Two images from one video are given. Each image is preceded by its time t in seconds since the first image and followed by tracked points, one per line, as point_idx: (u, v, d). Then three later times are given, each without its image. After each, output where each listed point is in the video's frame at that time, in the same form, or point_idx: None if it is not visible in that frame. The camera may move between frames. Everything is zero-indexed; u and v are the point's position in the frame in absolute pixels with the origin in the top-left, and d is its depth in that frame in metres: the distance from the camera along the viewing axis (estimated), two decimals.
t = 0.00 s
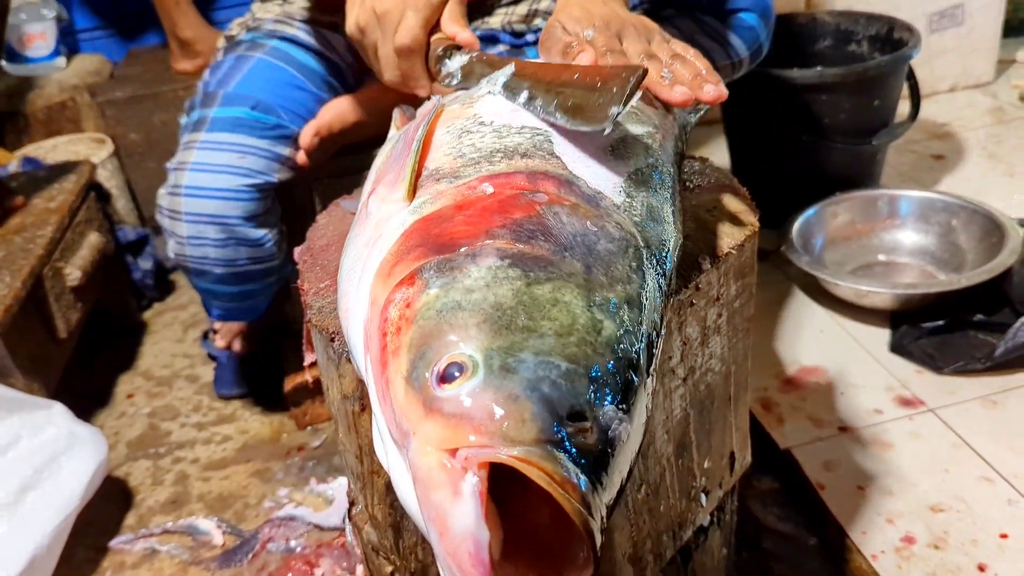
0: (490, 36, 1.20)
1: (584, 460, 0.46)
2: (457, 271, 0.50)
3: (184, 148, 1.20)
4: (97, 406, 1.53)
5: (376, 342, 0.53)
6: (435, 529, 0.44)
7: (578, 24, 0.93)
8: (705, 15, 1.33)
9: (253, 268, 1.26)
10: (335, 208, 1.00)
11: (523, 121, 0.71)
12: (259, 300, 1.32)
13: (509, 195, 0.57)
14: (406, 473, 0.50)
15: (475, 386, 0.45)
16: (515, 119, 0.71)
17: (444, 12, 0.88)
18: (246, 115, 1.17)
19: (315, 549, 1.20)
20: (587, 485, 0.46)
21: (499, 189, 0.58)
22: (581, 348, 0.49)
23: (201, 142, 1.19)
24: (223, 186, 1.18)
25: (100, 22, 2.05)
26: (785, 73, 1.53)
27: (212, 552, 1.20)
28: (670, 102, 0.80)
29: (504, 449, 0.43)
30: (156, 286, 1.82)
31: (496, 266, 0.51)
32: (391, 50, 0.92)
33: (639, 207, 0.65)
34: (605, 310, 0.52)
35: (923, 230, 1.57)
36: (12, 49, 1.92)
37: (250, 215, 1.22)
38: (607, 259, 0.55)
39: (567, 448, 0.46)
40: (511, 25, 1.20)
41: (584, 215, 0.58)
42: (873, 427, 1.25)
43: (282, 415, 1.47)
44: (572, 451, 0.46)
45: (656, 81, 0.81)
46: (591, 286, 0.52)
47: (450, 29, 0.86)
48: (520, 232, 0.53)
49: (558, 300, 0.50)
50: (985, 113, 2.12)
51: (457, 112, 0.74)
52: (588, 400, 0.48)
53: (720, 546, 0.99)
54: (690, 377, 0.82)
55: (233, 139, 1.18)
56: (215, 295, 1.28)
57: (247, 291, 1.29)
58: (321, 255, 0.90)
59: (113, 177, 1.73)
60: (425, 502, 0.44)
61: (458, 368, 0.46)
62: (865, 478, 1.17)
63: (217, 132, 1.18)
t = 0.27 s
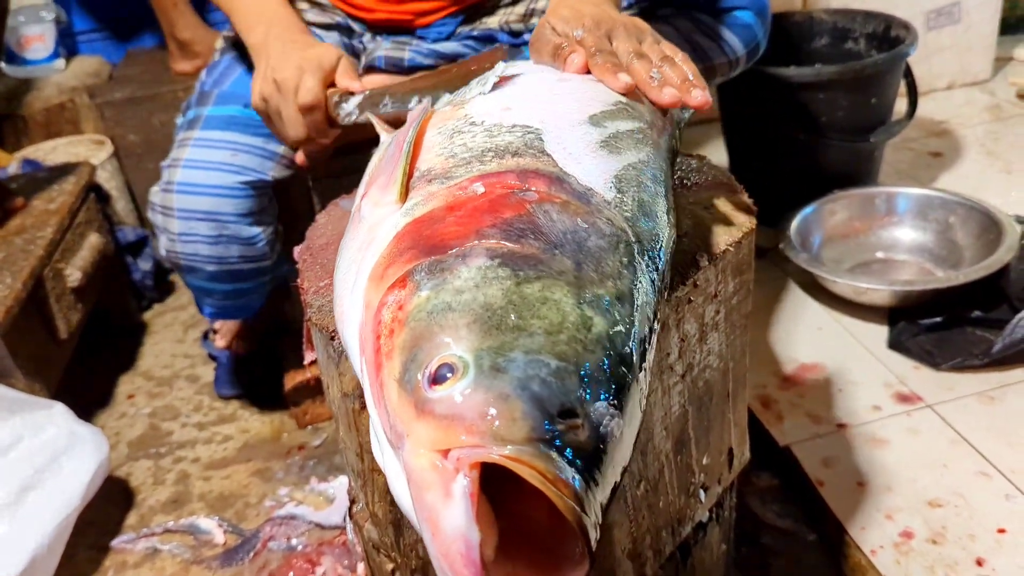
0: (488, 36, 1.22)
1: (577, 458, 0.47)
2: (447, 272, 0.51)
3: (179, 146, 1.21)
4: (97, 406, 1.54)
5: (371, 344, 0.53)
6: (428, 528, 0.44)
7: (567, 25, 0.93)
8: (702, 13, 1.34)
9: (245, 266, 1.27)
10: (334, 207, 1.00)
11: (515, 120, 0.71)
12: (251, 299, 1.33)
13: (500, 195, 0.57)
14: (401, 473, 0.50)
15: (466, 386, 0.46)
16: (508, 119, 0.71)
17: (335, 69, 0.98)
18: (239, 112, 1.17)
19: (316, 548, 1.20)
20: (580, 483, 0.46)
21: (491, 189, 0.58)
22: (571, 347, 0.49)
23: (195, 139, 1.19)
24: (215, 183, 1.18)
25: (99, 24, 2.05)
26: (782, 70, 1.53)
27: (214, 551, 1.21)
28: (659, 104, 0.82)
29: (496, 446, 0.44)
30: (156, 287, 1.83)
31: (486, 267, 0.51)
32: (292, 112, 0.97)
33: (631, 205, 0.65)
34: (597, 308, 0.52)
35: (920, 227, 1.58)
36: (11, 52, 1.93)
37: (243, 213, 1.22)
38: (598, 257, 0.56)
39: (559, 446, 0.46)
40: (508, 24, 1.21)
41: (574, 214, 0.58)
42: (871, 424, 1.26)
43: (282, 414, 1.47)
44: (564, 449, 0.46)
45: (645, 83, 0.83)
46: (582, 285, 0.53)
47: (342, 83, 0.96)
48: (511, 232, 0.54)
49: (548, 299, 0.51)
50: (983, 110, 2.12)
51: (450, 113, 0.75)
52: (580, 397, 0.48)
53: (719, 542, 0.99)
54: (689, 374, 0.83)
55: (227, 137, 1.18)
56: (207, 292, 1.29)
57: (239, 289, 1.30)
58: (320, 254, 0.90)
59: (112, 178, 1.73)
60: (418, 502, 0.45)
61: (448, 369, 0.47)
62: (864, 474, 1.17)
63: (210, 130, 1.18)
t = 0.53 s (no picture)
0: (486, 37, 1.22)
1: (580, 451, 0.47)
2: (453, 266, 0.52)
3: (181, 149, 1.21)
4: (99, 406, 1.54)
5: (375, 337, 0.54)
6: (430, 520, 0.45)
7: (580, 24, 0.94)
8: (700, 11, 1.34)
9: (250, 266, 1.28)
10: (336, 206, 1.01)
11: (520, 118, 0.72)
12: (256, 299, 1.34)
13: (504, 192, 0.58)
14: (405, 465, 0.51)
15: (472, 379, 0.46)
16: (513, 116, 0.72)
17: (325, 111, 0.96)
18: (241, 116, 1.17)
19: (317, 546, 1.21)
20: (583, 476, 0.47)
21: (494, 186, 0.59)
22: (575, 342, 0.50)
23: (199, 143, 1.19)
24: (219, 187, 1.18)
25: (98, 25, 2.06)
26: (780, 69, 1.54)
27: (215, 549, 1.21)
28: (667, 110, 0.82)
29: (500, 440, 0.44)
30: (156, 287, 1.83)
31: (491, 262, 0.52)
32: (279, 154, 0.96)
33: (633, 203, 0.66)
34: (600, 304, 0.53)
35: (918, 224, 1.58)
36: (11, 53, 1.93)
37: (246, 215, 1.21)
38: (601, 253, 0.56)
39: (562, 440, 0.47)
40: (507, 24, 1.21)
41: (578, 210, 0.59)
42: (870, 420, 1.26)
43: (284, 414, 1.48)
44: (567, 443, 0.47)
45: (654, 87, 0.83)
46: (585, 280, 0.53)
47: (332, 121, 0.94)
48: (515, 228, 0.54)
49: (552, 294, 0.51)
50: (980, 108, 2.13)
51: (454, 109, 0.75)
52: (583, 392, 0.49)
53: (718, 538, 1.00)
54: (687, 370, 0.83)
55: (230, 140, 1.17)
56: (213, 292, 1.30)
57: (244, 289, 1.31)
58: (321, 253, 0.91)
59: (113, 179, 1.74)
60: (421, 493, 0.45)
61: (454, 362, 0.47)
62: (862, 470, 1.18)
63: (214, 133, 1.18)
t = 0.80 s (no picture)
0: (485, 36, 1.22)
1: (581, 450, 0.48)
2: (456, 266, 0.52)
3: (182, 145, 1.22)
4: (99, 406, 1.55)
5: (377, 336, 0.54)
6: (434, 518, 0.45)
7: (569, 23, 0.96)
8: (698, 10, 1.34)
9: (249, 265, 1.28)
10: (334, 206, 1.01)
11: (519, 118, 0.72)
12: (256, 297, 1.34)
13: (506, 192, 0.58)
14: (406, 463, 0.51)
15: (474, 378, 0.47)
16: (511, 117, 0.72)
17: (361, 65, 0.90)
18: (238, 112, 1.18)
19: (317, 545, 1.21)
20: (584, 475, 0.47)
21: (496, 185, 0.59)
22: (577, 341, 0.50)
23: (199, 139, 1.20)
24: (217, 182, 1.19)
25: (98, 26, 2.06)
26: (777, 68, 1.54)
27: (215, 548, 1.22)
28: (660, 106, 0.83)
29: (503, 439, 0.45)
30: (156, 287, 1.84)
31: (493, 262, 0.52)
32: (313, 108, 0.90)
33: (633, 203, 0.66)
34: (601, 303, 0.53)
35: (916, 223, 1.58)
36: (10, 54, 1.93)
37: (245, 212, 1.22)
38: (602, 253, 0.57)
39: (564, 439, 0.47)
40: (505, 24, 1.22)
41: (579, 211, 0.59)
42: (868, 418, 1.27)
43: (284, 413, 1.48)
44: (569, 442, 0.47)
45: (647, 84, 0.83)
46: (586, 280, 0.54)
47: (371, 78, 0.89)
48: (517, 228, 0.55)
49: (554, 294, 0.51)
50: (978, 106, 2.14)
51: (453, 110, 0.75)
52: (584, 391, 0.49)
53: (717, 536, 1.00)
54: (685, 368, 0.84)
55: (230, 137, 1.19)
56: (212, 290, 1.30)
57: (243, 288, 1.31)
58: (320, 252, 0.91)
59: (112, 180, 1.74)
60: (424, 492, 0.45)
61: (456, 361, 0.48)
62: (860, 468, 1.18)
63: (214, 130, 1.19)
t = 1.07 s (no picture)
0: (481, 35, 1.22)
1: (564, 442, 0.48)
2: (438, 263, 0.52)
3: (177, 144, 1.22)
4: (98, 405, 1.55)
5: (364, 334, 0.54)
6: (417, 513, 0.46)
7: (570, 23, 0.95)
8: (694, 9, 1.34)
9: (245, 263, 1.28)
10: (330, 204, 1.02)
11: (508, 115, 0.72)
12: (252, 296, 1.35)
13: (490, 188, 0.59)
14: (393, 460, 0.52)
15: (456, 373, 0.47)
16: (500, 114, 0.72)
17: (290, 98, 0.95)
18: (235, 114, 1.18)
19: (315, 542, 1.21)
20: (567, 467, 0.47)
21: (480, 183, 0.59)
22: (559, 335, 0.51)
23: (194, 138, 1.20)
24: (212, 181, 1.19)
25: (96, 26, 2.06)
26: (774, 67, 1.55)
27: (213, 546, 1.22)
28: (659, 111, 0.83)
29: (483, 433, 0.45)
30: (154, 286, 1.84)
31: (475, 258, 0.52)
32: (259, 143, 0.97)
33: (619, 198, 0.66)
34: (584, 297, 0.53)
35: (913, 221, 1.59)
36: (9, 53, 1.94)
37: (240, 211, 1.22)
38: (586, 247, 0.57)
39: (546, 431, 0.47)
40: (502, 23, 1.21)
41: (563, 206, 0.59)
42: (864, 415, 1.27)
43: (282, 412, 1.48)
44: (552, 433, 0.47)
45: (647, 88, 0.84)
46: (569, 274, 0.54)
47: (298, 109, 0.93)
48: (500, 224, 0.55)
49: (536, 289, 0.52)
50: (976, 105, 2.14)
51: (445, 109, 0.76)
52: (566, 383, 0.49)
53: (712, 533, 1.00)
54: (679, 365, 0.84)
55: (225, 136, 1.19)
56: (207, 288, 1.31)
57: (239, 287, 1.32)
58: (316, 250, 0.92)
59: (111, 179, 1.75)
60: (408, 487, 0.46)
61: (438, 356, 0.48)
62: (856, 465, 1.18)
63: (209, 129, 1.19)
